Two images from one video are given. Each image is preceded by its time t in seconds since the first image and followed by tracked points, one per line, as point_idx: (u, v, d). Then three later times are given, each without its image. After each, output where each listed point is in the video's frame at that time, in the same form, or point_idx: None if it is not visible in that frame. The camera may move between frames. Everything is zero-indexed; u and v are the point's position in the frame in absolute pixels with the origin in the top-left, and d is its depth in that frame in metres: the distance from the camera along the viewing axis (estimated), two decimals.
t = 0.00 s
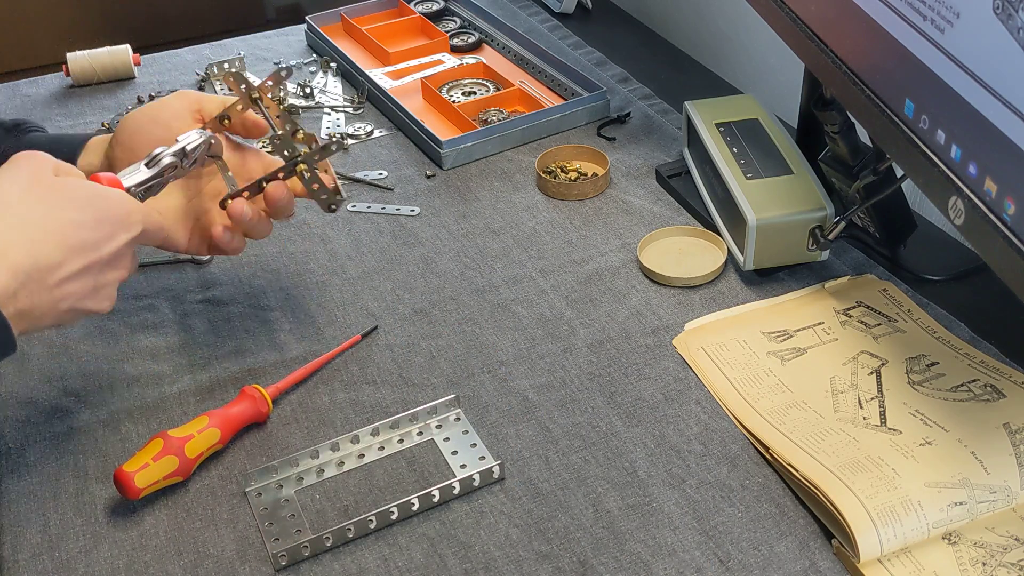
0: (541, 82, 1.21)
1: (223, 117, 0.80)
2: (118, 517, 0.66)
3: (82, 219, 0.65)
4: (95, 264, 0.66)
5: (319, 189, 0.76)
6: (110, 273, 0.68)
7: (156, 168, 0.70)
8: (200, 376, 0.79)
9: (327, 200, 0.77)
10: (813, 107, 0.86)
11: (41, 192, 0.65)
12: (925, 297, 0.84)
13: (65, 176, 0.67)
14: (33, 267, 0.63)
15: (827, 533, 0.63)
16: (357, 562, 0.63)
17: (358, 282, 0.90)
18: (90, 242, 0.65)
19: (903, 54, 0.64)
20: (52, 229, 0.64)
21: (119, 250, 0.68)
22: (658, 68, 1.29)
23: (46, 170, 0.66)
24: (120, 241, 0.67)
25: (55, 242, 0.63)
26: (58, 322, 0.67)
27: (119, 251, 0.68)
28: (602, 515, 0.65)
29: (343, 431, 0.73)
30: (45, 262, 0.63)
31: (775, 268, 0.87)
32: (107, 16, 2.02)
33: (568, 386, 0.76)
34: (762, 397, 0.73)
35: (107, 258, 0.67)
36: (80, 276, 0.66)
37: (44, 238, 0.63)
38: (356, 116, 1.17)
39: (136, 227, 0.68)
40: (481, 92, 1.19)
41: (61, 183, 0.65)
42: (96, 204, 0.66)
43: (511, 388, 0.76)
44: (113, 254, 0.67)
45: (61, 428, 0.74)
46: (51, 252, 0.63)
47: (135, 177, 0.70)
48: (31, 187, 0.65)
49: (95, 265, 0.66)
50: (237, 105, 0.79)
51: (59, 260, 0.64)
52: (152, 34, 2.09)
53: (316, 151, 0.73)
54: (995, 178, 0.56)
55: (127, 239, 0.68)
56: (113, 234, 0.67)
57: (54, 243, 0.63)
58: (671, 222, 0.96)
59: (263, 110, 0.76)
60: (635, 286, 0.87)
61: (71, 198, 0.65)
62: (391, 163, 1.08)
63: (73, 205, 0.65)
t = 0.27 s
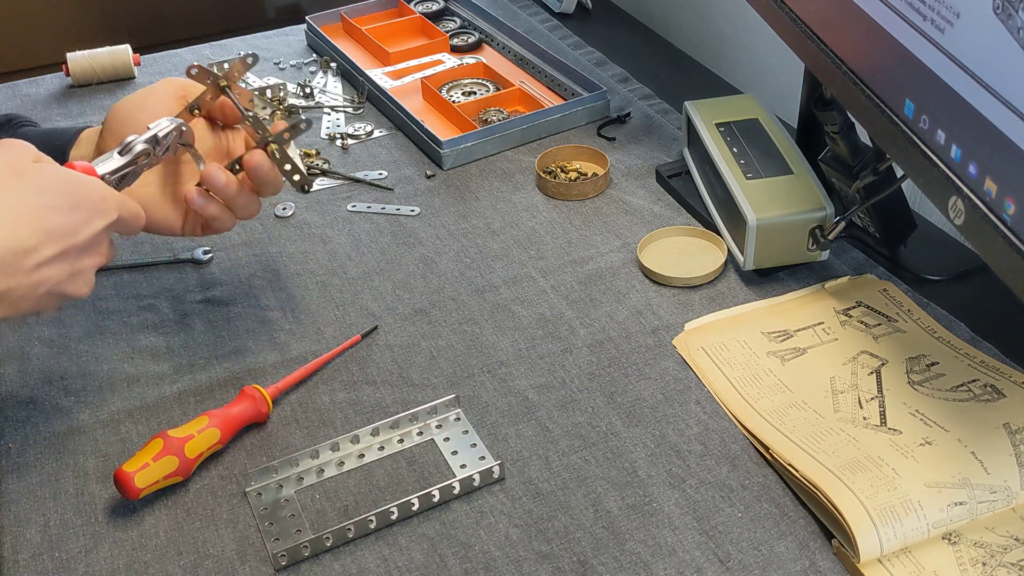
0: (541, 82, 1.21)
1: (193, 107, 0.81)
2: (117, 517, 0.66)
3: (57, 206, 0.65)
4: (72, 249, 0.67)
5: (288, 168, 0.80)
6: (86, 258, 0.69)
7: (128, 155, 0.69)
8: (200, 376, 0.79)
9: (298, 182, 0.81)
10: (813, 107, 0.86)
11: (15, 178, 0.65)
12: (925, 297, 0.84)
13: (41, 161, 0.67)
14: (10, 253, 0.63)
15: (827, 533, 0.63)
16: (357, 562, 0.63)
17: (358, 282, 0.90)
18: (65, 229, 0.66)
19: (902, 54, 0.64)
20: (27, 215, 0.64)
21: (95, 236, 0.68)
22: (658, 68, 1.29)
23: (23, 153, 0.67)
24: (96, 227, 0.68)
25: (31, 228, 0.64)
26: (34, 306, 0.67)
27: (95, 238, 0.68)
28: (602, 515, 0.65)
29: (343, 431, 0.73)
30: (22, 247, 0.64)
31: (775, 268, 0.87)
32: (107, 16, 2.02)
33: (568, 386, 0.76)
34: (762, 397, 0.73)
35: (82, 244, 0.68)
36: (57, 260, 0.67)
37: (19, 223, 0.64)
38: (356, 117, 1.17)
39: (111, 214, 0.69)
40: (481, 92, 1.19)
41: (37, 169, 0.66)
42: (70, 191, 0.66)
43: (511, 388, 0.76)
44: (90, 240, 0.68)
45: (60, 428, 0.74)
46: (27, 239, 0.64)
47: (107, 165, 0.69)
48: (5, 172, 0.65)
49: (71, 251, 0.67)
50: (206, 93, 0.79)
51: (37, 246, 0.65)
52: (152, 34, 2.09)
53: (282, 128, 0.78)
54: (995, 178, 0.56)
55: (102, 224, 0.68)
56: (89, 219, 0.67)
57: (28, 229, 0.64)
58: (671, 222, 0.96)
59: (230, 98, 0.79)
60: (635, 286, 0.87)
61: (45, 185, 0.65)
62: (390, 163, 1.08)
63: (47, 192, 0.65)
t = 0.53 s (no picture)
0: (541, 82, 1.21)
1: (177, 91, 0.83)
2: (117, 517, 0.66)
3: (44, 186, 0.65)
4: (60, 229, 0.67)
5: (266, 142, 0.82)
6: (76, 239, 0.69)
7: (112, 136, 0.72)
8: (200, 376, 0.79)
9: (281, 157, 0.82)
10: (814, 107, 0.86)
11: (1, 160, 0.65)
12: (925, 297, 0.84)
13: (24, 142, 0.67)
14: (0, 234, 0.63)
15: (827, 533, 0.63)
16: (357, 561, 0.63)
17: (358, 282, 0.90)
18: (53, 209, 0.66)
19: (902, 54, 0.64)
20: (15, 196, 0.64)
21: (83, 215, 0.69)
22: (658, 68, 1.29)
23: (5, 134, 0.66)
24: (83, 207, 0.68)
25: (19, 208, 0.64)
26: (24, 288, 0.68)
27: (83, 217, 0.69)
28: (602, 515, 0.65)
29: (343, 431, 0.73)
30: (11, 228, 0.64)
31: (775, 268, 0.87)
32: (107, 16, 2.02)
33: (568, 386, 0.76)
34: (762, 397, 0.73)
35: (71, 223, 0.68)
36: (46, 240, 0.67)
37: (8, 203, 0.64)
38: (356, 117, 1.17)
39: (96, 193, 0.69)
40: (480, 92, 1.19)
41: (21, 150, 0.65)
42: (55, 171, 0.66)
43: (511, 388, 0.76)
44: (78, 220, 0.68)
45: (60, 428, 0.74)
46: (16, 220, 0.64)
47: (91, 147, 0.71)
48: None
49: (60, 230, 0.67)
50: (187, 76, 0.81)
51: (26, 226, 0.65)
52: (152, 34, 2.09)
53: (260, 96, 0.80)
54: (995, 178, 0.56)
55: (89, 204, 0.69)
56: (75, 199, 0.68)
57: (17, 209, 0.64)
58: (671, 222, 0.96)
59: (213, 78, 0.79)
60: (635, 286, 0.87)
61: (31, 165, 0.65)
62: (391, 163, 1.08)
63: (34, 172, 0.65)
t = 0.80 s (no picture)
0: (541, 82, 1.21)
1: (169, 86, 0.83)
2: (117, 517, 0.66)
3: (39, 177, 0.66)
4: (57, 221, 0.67)
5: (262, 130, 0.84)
6: (73, 231, 0.69)
7: (105, 131, 0.73)
8: (200, 376, 0.79)
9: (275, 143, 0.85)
10: (814, 107, 0.86)
11: None
12: (925, 297, 0.84)
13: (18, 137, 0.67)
14: None
15: (827, 533, 0.63)
16: (356, 561, 0.63)
17: (358, 282, 0.90)
18: (48, 200, 0.66)
19: (902, 54, 0.64)
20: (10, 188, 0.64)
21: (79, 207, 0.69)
22: (658, 68, 1.28)
23: None
24: (79, 198, 0.68)
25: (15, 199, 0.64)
26: (23, 284, 0.68)
27: (79, 209, 0.69)
28: (602, 515, 0.65)
29: (343, 431, 0.73)
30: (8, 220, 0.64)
31: (776, 268, 0.87)
32: (107, 16, 2.02)
33: (568, 386, 0.76)
34: (762, 397, 0.73)
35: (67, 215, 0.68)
36: (43, 233, 0.67)
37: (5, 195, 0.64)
38: (356, 116, 1.17)
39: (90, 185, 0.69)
40: (480, 92, 1.19)
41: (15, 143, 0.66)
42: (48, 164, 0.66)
43: (511, 388, 0.76)
44: (75, 212, 0.68)
45: (60, 428, 0.74)
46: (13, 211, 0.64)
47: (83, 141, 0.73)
48: None
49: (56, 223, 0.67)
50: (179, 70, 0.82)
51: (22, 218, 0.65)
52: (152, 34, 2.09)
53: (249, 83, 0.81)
54: (995, 178, 0.56)
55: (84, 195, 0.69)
56: (70, 191, 0.68)
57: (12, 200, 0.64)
58: (672, 222, 0.96)
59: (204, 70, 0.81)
60: (635, 286, 0.87)
61: (25, 158, 0.66)
62: (391, 163, 1.08)
63: (28, 165, 0.66)
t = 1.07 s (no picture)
0: (541, 82, 1.21)
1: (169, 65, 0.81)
2: (116, 517, 0.66)
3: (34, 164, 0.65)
4: (53, 208, 0.67)
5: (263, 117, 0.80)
6: (70, 217, 0.69)
7: (102, 111, 0.73)
8: (200, 376, 0.79)
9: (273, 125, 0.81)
10: (814, 107, 0.86)
11: None
12: (924, 297, 0.84)
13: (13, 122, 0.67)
14: None
15: (828, 533, 0.63)
16: (356, 561, 0.63)
17: (358, 282, 0.90)
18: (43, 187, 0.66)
19: (903, 54, 0.64)
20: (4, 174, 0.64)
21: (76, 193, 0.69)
22: (658, 68, 1.28)
23: None
24: (74, 184, 0.68)
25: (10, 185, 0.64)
26: (24, 271, 0.68)
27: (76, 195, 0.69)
28: (602, 515, 0.65)
29: (343, 431, 0.73)
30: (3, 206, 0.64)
31: (776, 268, 0.87)
32: (107, 17, 2.02)
33: (568, 386, 0.76)
34: (762, 397, 0.73)
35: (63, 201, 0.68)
36: (40, 219, 0.67)
37: None
38: (356, 116, 1.17)
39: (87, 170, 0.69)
40: (480, 92, 1.19)
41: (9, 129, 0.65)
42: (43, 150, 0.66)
43: (511, 389, 0.76)
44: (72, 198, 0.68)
45: (60, 428, 0.74)
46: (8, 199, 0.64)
47: (81, 122, 0.73)
48: None
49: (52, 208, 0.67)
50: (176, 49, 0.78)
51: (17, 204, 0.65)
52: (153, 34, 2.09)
53: (245, 54, 0.77)
54: (995, 178, 0.56)
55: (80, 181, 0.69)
56: (66, 177, 0.67)
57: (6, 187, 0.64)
58: (672, 222, 0.96)
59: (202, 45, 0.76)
60: (635, 286, 0.87)
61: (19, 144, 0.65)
62: (391, 163, 1.08)
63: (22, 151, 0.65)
